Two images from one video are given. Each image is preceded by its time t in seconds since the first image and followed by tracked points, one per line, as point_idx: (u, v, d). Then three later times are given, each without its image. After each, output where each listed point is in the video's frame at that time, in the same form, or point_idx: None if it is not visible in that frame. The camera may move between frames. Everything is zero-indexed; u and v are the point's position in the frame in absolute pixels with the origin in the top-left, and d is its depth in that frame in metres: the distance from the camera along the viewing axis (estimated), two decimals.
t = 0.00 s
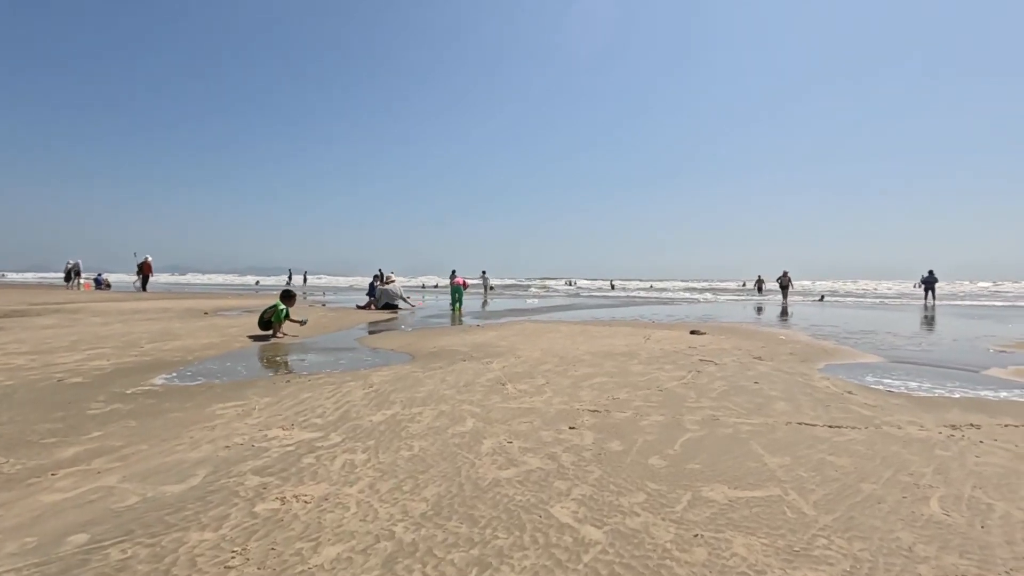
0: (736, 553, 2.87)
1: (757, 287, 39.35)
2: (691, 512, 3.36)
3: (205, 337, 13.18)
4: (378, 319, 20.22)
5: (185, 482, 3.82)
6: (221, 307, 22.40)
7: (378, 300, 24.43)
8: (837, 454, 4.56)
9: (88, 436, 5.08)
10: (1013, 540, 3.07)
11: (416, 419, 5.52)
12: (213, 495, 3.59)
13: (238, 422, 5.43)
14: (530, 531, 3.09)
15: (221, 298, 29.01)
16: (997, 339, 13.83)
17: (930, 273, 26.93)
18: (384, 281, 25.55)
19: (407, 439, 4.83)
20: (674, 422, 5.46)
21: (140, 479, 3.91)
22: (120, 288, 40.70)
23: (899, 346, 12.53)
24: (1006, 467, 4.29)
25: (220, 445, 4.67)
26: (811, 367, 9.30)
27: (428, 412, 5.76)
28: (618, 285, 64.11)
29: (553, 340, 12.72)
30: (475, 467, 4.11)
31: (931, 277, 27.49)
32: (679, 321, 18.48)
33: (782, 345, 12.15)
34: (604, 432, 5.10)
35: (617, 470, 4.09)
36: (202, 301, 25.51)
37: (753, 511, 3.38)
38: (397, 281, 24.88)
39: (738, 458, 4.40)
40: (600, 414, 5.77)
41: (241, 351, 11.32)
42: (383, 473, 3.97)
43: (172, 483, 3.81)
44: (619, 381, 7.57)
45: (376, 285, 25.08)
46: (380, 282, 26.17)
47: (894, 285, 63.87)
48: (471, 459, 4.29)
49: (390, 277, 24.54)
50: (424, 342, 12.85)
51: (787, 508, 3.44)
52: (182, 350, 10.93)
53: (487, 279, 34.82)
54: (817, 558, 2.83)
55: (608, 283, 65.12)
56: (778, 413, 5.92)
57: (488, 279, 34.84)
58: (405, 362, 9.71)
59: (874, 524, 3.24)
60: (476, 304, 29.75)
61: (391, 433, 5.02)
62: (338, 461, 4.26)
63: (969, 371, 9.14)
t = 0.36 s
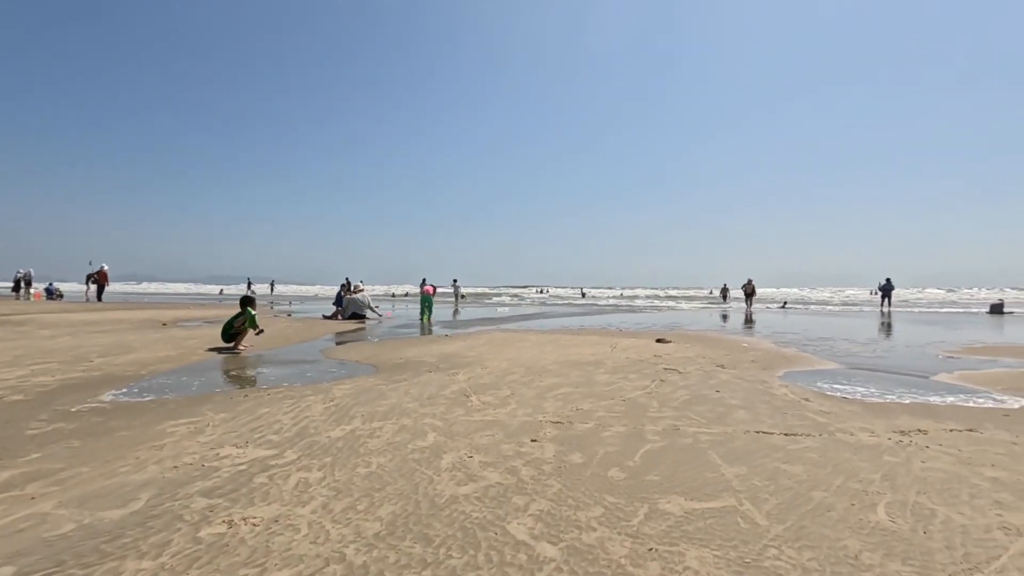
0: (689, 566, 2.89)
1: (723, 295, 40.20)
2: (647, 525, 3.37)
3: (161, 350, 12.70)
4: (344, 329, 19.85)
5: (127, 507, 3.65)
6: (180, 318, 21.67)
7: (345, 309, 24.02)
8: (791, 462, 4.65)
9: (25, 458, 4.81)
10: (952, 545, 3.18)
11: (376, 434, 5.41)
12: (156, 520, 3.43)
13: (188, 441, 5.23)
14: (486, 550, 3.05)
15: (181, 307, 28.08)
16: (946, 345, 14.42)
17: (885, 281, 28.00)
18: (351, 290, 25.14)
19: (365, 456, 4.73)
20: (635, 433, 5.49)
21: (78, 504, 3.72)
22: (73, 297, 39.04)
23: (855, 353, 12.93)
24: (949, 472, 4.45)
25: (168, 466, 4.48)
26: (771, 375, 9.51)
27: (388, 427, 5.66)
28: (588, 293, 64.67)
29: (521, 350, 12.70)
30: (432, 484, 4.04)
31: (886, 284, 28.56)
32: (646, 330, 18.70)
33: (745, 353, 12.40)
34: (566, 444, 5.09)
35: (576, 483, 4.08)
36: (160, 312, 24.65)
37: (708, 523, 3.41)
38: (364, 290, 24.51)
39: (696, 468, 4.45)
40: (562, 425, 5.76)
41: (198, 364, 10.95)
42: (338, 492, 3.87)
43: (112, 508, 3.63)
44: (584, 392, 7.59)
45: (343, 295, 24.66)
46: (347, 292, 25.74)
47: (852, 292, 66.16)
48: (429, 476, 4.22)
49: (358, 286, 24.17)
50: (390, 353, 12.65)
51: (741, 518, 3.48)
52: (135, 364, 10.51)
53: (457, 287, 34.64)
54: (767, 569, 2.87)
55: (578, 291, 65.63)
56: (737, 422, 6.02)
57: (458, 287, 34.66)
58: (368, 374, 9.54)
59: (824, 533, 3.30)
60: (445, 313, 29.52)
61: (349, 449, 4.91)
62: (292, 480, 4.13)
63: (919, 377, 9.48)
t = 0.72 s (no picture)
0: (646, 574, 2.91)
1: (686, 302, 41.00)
2: (607, 534, 3.38)
3: (109, 363, 12.14)
4: (306, 339, 19.37)
5: (63, 531, 3.45)
6: (132, 329, 20.78)
7: (308, 318, 23.46)
8: (748, 467, 4.74)
9: None
10: (898, 545, 3.29)
11: (336, 447, 5.28)
12: (94, 545, 3.25)
13: (135, 459, 4.99)
14: (444, 565, 3.00)
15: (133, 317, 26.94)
16: (895, 349, 15.06)
17: (840, 288, 29.11)
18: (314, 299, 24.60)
19: (322, 470, 4.60)
20: (598, 441, 5.51)
21: (9, 530, 3.50)
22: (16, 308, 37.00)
23: (810, 358, 13.37)
24: (896, 473, 4.62)
25: (110, 486, 4.26)
26: (731, 380, 9.73)
27: (348, 440, 5.53)
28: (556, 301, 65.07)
29: (486, 358, 12.64)
30: (392, 498, 3.96)
31: (842, 291, 29.66)
32: (612, 337, 18.88)
33: (706, 359, 12.66)
34: (528, 454, 5.07)
35: (538, 493, 4.07)
36: (111, 322, 23.60)
37: (666, 530, 3.44)
38: (327, 299, 23.98)
39: (656, 475, 4.49)
40: (526, 435, 5.74)
41: (150, 377, 10.49)
42: (292, 509, 3.74)
43: (46, 533, 3.42)
44: (548, 400, 7.59)
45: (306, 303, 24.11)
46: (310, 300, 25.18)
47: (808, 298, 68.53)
48: (389, 489, 4.13)
49: (321, 295, 23.66)
50: (353, 363, 12.42)
51: (698, 524, 3.52)
52: (81, 378, 10.00)
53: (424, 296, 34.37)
54: None
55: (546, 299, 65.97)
56: (697, 427, 6.12)
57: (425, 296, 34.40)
58: (330, 385, 9.33)
59: (778, 536, 3.37)
60: (412, 322, 29.19)
61: (306, 464, 4.77)
62: (244, 497, 3.98)
63: (870, 381, 9.85)
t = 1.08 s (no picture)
0: None
1: (652, 306, 41.71)
2: (568, 540, 3.38)
3: (56, 372, 11.55)
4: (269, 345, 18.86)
5: None
6: (82, 336, 19.82)
7: (271, 324, 22.86)
8: (708, 470, 4.82)
9: None
10: (848, 543, 3.40)
11: (295, 457, 5.14)
12: (31, 567, 3.08)
13: (79, 474, 4.75)
14: None
15: (83, 324, 25.73)
16: (849, 351, 15.65)
17: (799, 293, 30.10)
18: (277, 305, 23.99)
19: (280, 482, 4.47)
20: (562, 446, 5.53)
21: None
22: None
23: (770, 361, 13.75)
24: (848, 473, 4.78)
25: (51, 504, 4.04)
26: (694, 384, 9.91)
27: (309, 450, 5.40)
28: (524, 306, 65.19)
29: (454, 364, 12.55)
30: (352, 509, 3.88)
31: (800, 295, 30.66)
32: (580, 341, 19.02)
33: (671, 362, 12.88)
34: (493, 460, 5.05)
35: (501, 500, 4.05)
36: (59, 329, 22.47)
37: (627, 534, 3.47)
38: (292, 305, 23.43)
39: (619, 480, 4.52)
40: (491, 441, 5.72)
41: (99, 387, 10.03)
42: (247, 524, 3.62)
43: None
44: (514, 406, 7.57)
45: (269, 309, 23.49)
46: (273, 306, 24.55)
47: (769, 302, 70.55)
48: (349, 500, 4.05)
49: (285, 300, 23.10)
50: (316, 371, 12.15)
51: (659, 528, 3.56)
52: (24, 390, 9.49)
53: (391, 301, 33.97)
54: None
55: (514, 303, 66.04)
56: (660, 431, 6.20)
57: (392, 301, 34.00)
58: (291, 393, 9.08)
59: (735, 538, 3.44)
60: (379, 327, 28.79)
61: (263, 476, 4.63)
62: (196, 512, 3.84)
63: (826, 383, 10.18)
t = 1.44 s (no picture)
0: None
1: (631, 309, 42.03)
2: (541, 545, 3.37)
3: (19, 380, 11.17)
4: (244, 350, 18.52)
5: None
6: (48, 342, 19.21)
7: (248, 329, 22.47)
8: (683, 472, 4.86)
9: None
10: (816, 543, 3.45)
11: (267, 465, 5.05)
12: None
13: (39, 485, 4.59)
14: None
15: (49, 329, 24.94)
16: (822, 353, 15.97)
17: (774, 296, 30.65)
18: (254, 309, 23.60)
19: (250, 490, 4.38)
20: (538, 450, 5.52)
21: None
22: None
23: (746, 363, 13.95)
24: (819, 473, 4.86)
25: (7, 516, 3.89)
26: (671, 386, 9.99)
27: (281, 457, 5.30)
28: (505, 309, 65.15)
29: (432, 368, 12.46)
30: (323, 517, 3.81)
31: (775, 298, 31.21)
32: (560, 344, 19.07)
33: (649, 365, 12.99)
34: (468, 465, 5.02)
35: (475, 506, 4.02)
36: (24, 335, 21.75)
37: (600, 538, 3.47)
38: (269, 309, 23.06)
39: (594, 484, 4.53)
40: (467, 446, 5.68)
41: (65, 394, 9.73)
42: (213, 534, 3.54)
43: None
44: (492, 410, 7.54)
45: (245, 313, 23.09)
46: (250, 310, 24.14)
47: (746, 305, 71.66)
48: (321, 508, 3.98)
49: (262, 304, 22.73)
50: (292, 376, 11.95)
51: (632, 532, 3.57)
52: None
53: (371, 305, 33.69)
54: None
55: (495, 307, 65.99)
56: (636, 434, 6.23)
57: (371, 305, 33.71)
58: (266, 399, 8.92)
59: (706, 540, 3.46)
60: (358, 331, 28.53)
61: (233, 484, 4.53)
62: (161, 523, 3.73)
63: (799, 384, 10.37)
